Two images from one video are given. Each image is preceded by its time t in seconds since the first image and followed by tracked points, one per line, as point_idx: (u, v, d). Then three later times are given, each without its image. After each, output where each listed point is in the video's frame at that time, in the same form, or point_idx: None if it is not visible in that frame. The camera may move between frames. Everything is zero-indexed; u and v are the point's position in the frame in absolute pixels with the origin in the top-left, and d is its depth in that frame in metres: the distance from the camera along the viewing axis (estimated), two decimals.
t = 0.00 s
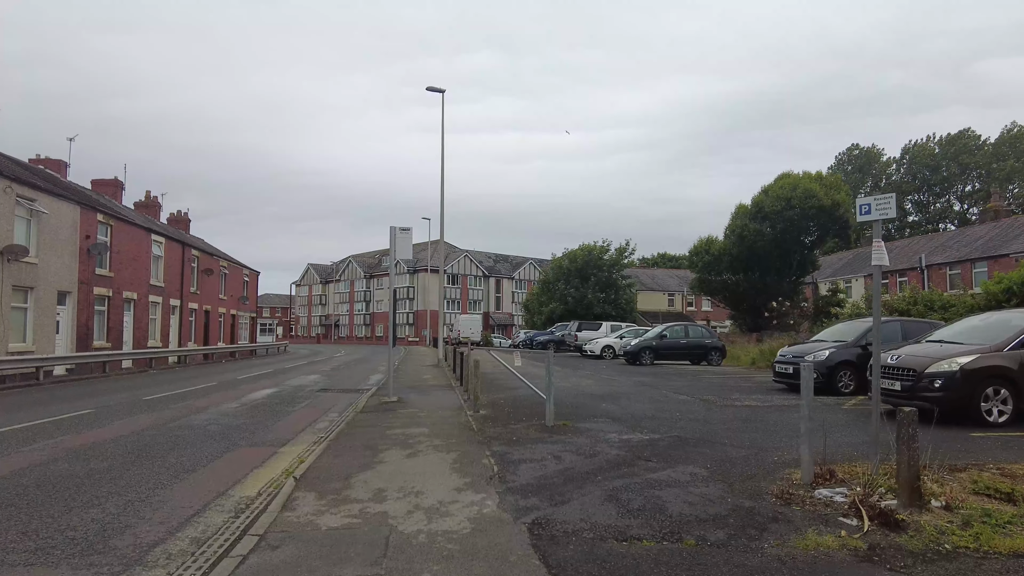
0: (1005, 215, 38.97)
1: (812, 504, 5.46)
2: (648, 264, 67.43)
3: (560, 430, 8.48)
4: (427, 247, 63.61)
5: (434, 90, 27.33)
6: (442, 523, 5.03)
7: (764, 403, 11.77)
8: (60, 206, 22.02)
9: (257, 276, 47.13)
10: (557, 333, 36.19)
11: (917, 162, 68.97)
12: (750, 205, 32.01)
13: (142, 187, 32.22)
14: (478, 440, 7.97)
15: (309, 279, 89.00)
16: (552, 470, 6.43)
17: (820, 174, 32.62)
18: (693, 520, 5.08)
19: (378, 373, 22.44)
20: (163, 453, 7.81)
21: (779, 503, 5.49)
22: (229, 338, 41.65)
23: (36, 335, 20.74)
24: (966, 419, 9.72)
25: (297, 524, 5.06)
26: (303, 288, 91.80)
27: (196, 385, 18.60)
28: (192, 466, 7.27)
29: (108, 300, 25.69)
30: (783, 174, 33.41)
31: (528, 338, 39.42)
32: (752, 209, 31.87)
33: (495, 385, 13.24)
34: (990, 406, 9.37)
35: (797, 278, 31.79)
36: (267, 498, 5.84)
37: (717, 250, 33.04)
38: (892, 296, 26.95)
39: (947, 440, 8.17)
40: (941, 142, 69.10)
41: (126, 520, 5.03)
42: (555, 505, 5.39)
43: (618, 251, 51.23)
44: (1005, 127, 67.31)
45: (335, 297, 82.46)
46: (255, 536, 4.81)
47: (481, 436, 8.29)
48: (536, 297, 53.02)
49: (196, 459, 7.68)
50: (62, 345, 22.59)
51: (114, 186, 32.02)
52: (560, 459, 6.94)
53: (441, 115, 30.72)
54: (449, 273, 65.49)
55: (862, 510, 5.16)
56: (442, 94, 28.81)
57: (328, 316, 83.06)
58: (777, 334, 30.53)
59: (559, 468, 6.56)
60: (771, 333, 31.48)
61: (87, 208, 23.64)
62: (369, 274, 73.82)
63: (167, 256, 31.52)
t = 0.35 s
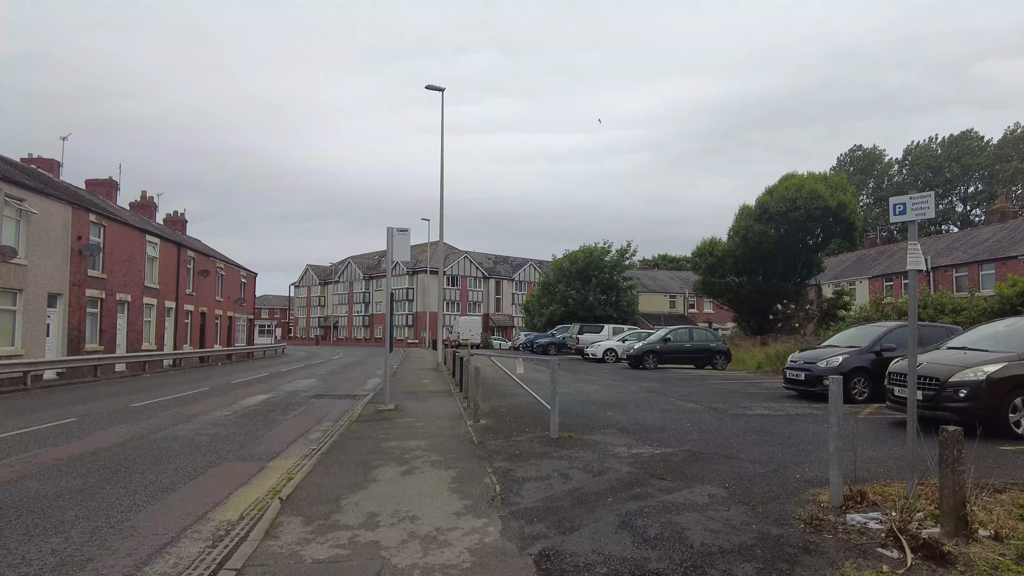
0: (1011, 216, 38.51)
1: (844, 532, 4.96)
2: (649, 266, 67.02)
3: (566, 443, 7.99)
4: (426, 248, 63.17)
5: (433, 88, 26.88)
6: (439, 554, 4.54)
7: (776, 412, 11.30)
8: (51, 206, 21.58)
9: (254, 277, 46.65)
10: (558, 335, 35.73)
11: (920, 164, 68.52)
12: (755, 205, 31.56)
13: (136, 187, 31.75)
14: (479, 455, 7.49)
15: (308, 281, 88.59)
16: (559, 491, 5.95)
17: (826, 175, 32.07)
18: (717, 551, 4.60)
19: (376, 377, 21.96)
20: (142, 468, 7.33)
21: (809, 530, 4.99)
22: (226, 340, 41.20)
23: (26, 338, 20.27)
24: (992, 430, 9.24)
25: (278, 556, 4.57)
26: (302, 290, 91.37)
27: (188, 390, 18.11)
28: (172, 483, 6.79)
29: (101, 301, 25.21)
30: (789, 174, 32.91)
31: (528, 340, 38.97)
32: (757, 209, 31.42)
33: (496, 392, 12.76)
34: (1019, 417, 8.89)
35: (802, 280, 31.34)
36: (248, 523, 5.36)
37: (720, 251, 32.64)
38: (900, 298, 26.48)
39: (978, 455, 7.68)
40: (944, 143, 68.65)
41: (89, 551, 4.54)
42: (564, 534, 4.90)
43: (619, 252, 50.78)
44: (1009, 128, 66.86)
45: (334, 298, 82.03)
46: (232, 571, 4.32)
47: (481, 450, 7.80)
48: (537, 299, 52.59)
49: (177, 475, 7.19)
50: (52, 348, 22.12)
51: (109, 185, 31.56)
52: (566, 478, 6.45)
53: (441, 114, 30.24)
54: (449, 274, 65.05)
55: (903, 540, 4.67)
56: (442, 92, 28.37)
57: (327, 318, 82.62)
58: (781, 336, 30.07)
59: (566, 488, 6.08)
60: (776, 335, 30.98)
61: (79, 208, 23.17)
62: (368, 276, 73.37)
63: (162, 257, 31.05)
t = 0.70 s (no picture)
0: (1014, 214, 38.16)
1: (877, 546, 4.46)
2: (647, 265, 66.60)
3: (567, 447, 7.48)
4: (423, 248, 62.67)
5: (429, 83, 26.34)
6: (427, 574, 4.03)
7: (786, 412, 10.80)
8: (36, 202, 21.04)
9: (249, 276, 46.08)
10: (556, 334, 35.23)
11: (919, 162, 68.18)
12: (757, 202, 31.11)
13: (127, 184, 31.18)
14: (473, 459, 6.98)
15: (304, 280, 88.02)
16: (560, 500, 5.45)
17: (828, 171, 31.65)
18: (739, 570, 4.09)
19: (370, 377, 21.41)
20: (110, 474, 6.79)
21: (838, 544, 4.48)
22: (220, 339, 40.62)
23: (10, 337, 19.72)
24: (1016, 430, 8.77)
25: None
26: (298, 290, 90.78)
27: (175, 390, 17.56)
28: (141, 490, 6.26)
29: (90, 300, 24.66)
30: (791, 171, 32.46)
31: (526, 340, 38.48)
32: (759, 206, 30.95)
33: (493, 392, 12.26)
34: None
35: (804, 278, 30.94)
36: (216, 536, 4.83)
37: (721, 249, 32.17)
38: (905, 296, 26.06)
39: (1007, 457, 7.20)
40: (944, 142, 68.32)
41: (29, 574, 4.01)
42: (566, 548, 4.39)
43: (618, 251, 50.32)
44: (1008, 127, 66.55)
45: (330, 298, 81.52)
46: None
47: (476, 454, 7.28)
48: (535, 298, 52.12)
49: (147, 481, 6.65)
50: (39, 347, 21.58)
51: (99, 183, 30.99)
52: (568, 485, 5.95)
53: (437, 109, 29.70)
54: (446, 274, 64.55)
55: (946, 557, 4.16)
56: (439, 87, 27.87)
57: (324, 318, 82.09)
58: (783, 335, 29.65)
59: (568, 496, 5.58)
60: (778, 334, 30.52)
61: (66, 205, 22.62)
62: (365, 275, 72.84)
63: (154, 255, 30.49)
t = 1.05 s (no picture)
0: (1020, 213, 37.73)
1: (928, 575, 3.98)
2: (648, 266, 66.10)
3: (574, 457, 7.03)
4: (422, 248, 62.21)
5: (428, 80, 25.82)
6: None
7: (801, 418, 10.32)
8: (25, 200, 20.53)
9: (245, 277, 45.55)
10: (557, 335, 34.76)
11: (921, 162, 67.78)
12: (760, 200, 30.56)
13: (120, 182, 30.64)
14: (474, 471, 6.52)
15: (303, 281, 87.49)
16: (570, 521, 4.98)
17: (833, 168, 31.05)
18: None
19: (368, 380, 20.89)
20: (82, 488, 6.30)
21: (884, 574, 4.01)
22: (216, 340, 40.09)
23: None
24: None
25: None
26: (297, 290, 90.28)
27: (166, 394, 17.05)
28: (115, 506, 5.78)
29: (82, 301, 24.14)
30: (794, 168, 31.87)
31: (527, 341, 38.02)
32: (763, 205, 30.41)
33: (495, 396, 11.80)
34: None
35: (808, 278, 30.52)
36: (190, 562, 4.36)
37: (725, 249, 31.72)
38: (912, 296, 25.60)
39: None
40: (945, 141, 67.93)
41: None
42: None
43: (618, 251, 49.88)
44: (1011, 126, 66.09)
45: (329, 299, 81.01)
46: None
47: (478, 465, 6.78)
48: (535, 299, 51.65)
49: (123, 496, 6.16)
50: (28, 349, 21.05)
51: (92, 181, 30.45)
52: (579, 502, 5.48)
53: (436, 106, 29.14)
54: (444, 274, 64.14)
55: None
56: (439, 84, 27.35)
57: (322, 318, 81.65)
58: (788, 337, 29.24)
59: (580, 517, 5.11)
60: (783, 335, 30.13)
61: (56, 203, 22.08)
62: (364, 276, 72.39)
63: (148, 254, 29.97)
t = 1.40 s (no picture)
0: None
1: None
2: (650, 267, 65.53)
3: (585, 469, 6.51)
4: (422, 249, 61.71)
5: (429, 76, 25.30)
6: None
7: (821, 425, 9.77)
8: (16, 197, 20.04)
9: (244, 277, 45.05)
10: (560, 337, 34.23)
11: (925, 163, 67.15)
12: (767, 200, 30.10)
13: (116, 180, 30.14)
14: (477, 485, 5.99)
15: (303, 281, 87.01)
16: (586, 546, 4.45)
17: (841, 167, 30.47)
18: None
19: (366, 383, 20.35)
20: (49, 503, 5.77)
21: None
22: (214, 341, 39.58)
23: None
24: None
25: None
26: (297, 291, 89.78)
27: (157, 397, 16.53)
28: (83, 524, 5.26)
29: (75, 300, 23.64)
30: (802, 167, 31.34)
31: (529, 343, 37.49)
32: (769, 205, 29.95)
33: (497, 401, 11.27)
34: None
35: (816, 279, 30.05)
36: None
37: (730, 250, 31.31)
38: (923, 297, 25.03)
39: None
40: (950, 142, 67.32)
41: None
42: None
43: (621, 252, 49.34)
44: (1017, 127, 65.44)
45: (329, 299, 80.50)
46: None
47: (480, 478, 6.24)
48: (536, 300, 51.20)
49: (95, 511, 5.64)
50: (19, 350, 20.55)
51: (88, 179, 29.95)
52: (595, 523, 4.95)
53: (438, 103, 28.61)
54: (445, 275, 63.75)
55: None
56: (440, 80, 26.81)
57: (322, 319, 81.14)
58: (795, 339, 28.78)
59: (597, 540, 4.58)
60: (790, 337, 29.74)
61: (48, 201, 21.59)
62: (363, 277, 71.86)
63: (144, 254, 29.47)
